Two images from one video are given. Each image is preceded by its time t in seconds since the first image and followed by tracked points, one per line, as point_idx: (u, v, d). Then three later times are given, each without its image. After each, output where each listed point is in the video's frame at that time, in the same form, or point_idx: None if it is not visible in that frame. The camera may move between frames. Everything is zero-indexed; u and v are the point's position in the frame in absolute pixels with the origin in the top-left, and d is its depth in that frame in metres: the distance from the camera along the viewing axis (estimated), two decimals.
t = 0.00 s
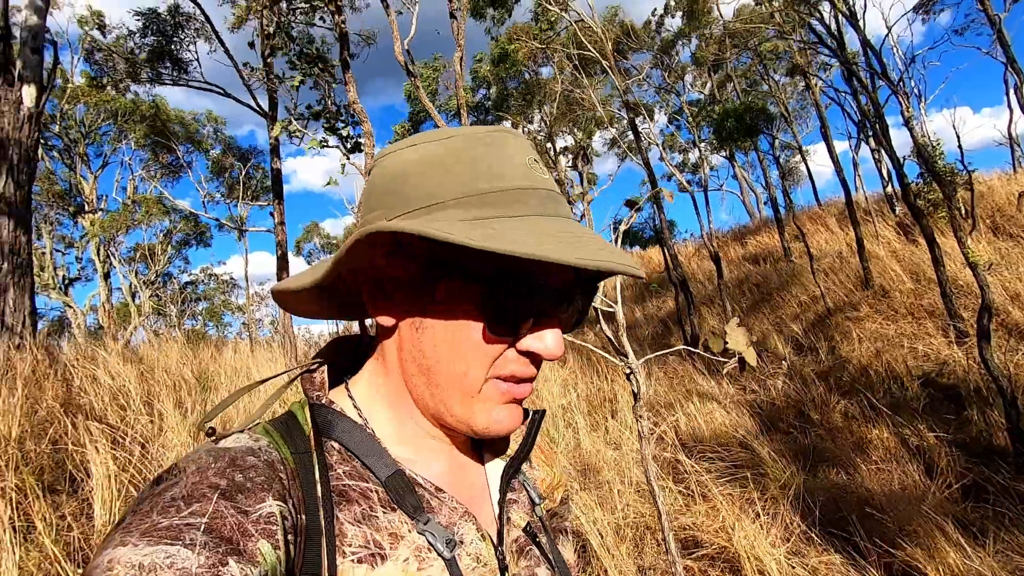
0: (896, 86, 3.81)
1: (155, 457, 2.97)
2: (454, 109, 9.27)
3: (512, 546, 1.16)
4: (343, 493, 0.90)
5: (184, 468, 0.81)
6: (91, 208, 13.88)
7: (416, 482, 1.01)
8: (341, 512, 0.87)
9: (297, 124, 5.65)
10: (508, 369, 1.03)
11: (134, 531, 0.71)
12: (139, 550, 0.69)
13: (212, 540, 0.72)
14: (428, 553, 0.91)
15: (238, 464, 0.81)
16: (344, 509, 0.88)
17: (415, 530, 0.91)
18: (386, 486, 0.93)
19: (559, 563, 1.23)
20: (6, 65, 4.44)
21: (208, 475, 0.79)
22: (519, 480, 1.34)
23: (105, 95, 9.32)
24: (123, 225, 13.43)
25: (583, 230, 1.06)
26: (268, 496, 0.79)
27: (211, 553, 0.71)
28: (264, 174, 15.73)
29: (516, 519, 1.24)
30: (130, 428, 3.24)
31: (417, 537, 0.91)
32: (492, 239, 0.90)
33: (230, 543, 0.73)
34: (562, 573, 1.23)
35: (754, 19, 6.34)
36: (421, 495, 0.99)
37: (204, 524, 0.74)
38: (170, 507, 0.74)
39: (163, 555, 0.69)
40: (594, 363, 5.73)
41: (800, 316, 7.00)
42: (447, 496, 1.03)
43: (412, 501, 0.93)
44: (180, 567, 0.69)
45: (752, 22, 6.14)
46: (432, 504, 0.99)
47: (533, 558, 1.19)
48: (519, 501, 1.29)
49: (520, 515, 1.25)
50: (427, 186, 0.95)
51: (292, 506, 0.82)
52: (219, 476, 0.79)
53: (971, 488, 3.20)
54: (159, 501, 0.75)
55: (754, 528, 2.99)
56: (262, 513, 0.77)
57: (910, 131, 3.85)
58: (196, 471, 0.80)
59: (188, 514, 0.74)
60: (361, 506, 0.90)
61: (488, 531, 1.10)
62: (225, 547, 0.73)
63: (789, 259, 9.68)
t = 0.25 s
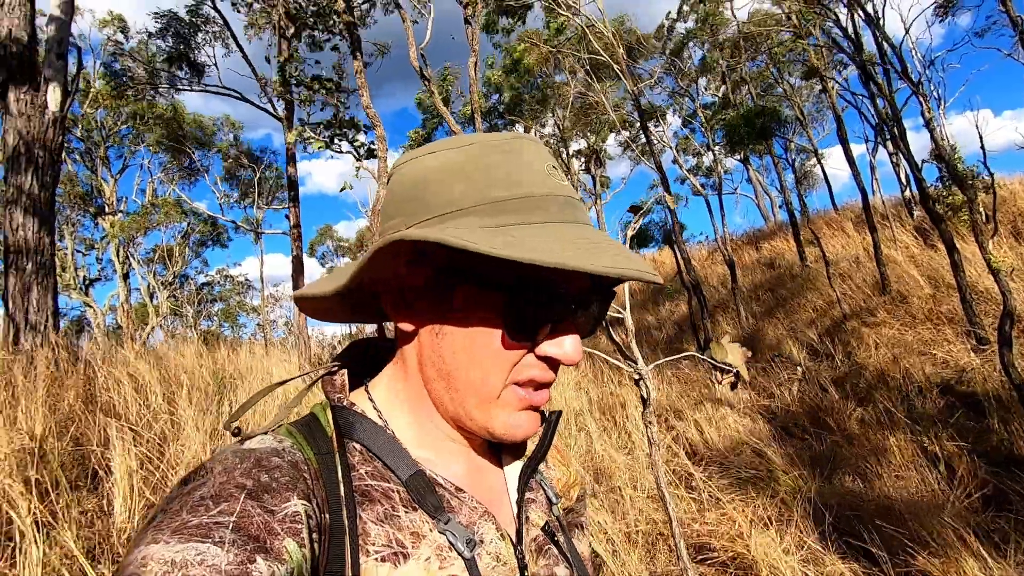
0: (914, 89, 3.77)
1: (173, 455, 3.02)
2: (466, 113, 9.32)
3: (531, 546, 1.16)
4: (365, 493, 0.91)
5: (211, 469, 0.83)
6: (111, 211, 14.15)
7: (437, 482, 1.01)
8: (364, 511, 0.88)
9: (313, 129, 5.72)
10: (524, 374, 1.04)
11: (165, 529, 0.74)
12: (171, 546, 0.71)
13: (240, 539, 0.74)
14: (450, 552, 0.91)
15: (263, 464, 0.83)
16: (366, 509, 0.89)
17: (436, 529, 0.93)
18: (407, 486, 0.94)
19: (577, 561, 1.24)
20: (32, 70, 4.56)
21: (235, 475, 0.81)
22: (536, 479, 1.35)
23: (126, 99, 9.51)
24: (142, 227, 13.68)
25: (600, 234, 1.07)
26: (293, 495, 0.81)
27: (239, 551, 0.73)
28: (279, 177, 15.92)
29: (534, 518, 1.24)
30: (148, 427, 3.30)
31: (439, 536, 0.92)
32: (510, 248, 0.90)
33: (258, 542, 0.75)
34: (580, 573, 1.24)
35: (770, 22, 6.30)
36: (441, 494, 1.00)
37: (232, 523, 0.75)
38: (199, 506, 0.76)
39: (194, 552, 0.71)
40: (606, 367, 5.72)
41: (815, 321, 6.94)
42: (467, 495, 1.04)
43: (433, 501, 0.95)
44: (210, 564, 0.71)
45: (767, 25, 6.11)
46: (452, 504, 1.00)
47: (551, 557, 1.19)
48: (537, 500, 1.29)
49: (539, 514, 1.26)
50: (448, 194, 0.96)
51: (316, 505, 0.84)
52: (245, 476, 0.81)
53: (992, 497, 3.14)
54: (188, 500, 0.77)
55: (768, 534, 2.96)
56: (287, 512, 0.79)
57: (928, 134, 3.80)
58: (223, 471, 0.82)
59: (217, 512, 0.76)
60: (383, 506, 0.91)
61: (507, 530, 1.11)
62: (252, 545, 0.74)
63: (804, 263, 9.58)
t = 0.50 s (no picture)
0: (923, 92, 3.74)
1: (179, 454, 3.04)
2: (473, 115, 9.33)
3: (546, 545, 1.20)
4: (379, 498, 0.91)
5: (225, 471, 0.83)
6: (121, 211, 14.27)
7: (450, 486, 1.03)
8: (378, 516, 0.89)
9: (321, 130, 5.75)
10: (498, 371, 1.05)
11: (180, 531, 0.74)
12: (185, 549, 0.72)
13: (253, 543, 0.75)
14: (463, 556, 0.93)
15: (277, 468, 0.84)
16: (380, 514, 0.90)
17: (449, 533, 0.94)
18: (421, 491, 0.95)
19: (589, 558, 1.28)
20: (43, 71, 4.60)
21: (248, 478, 0.82)
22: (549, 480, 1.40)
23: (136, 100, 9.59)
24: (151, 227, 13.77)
25: (565, 220, 1.10)
26: (306, 500, 0.82)
27: (252, 555, 0.74)
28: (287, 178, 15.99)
29: (549, 518, 1.28)
30: (156, 425, 3.32)
31: (452, 541, 0.93)
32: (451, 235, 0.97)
33: (270, 546, 0.76)
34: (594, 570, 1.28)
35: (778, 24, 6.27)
36: (455, 498, 1.01)
37: (245, 527, 0.76)
38: (213, 509, 0.77)
39: (207, 555, 0.72)
40: (612, 370, 5.71)
41: (823, 325, 6.90)
42: (480, 499, 1.05)
43: (447, 505, 0.96)
44: (223, 568, 0.72)
45: (775, 28, 6.09)
46: (465, 507, 1.01)
47: (565, 556, 1.23)
48: (550, 500, 1.34)
49: (552, 514, 1.30)
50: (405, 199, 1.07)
51: (329, 510, 0.84)
52: (258, 480, 0.81)
53: (1002, 505, 3.11)
54: (203, 502, 0.78)
55: (775, 540, 2.94)
56: (300, 518, 0.80)
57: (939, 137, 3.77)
58: (237, 474, 0.83)
59: (231, 515, 0.77)
60: (397, 510, 0.91)
61: (521, 531, 1.13)
62: (265, 550, 0.75)
63: (812, 267, 9.53)
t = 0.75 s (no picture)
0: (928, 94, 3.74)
1: (185, 451, 3.06)
2: (477, 115, 9.35)
3: (553, 540, 1.22)
4: (393, 494, 0.92)
5: (242, 467, 0.85)
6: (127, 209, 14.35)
7: (462, 482, 1.04)
8: (393, 512, 0.90)
9: (326, 130, 5.77)
10: (476, 361, 1.07)
11: (201, 525, 0.75)
12: (207, 542, 0.73)
13: (273, 537, 0.76)
14: (477, 552, 0.93)
15: (294, 464, 0.86)
16: (395, 510, 0.91)
17: (463, 529, 0.94)
18: (435, 487, 0.96)
19: (595, 552, 1.30)
20: (53, 70, 4.64)
21: (267, 474, 0.83)
22: (556, 476, 1.41)
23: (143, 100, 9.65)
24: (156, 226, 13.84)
25: (543, 210, 1.09)
26: (324, 496, 0.83)
27: (273, 549, 0.75)
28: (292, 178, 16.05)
29: (556, 514, 1.31)
30: (162, 423, 3.34)
31: (466, 536, 0.94)
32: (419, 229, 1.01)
33: (290, 541, 0.77)
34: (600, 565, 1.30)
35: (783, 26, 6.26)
36: (468, 495, 1.03)
37: (265, 521, 0.77)
38: (233, 503, 0.78)
39: (229, 548, 0.73)
40: (616, 371, 5.71)
41: (828, 327, 6.88)
42: (492, 495, 1.06)
43: (460, 502, 0.96)
44: (245, 561, 0.73)
45: (781, 29, 6.08)
46: (478, 504, 1.03)
47: (572, 550, 1.25)
48: (557, 496, 1.36)
49: (560, 510, 1.32)
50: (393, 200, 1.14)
51: (345, 506, 0.85)
52: (277, 475, 0.83)
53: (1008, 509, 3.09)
54: (222, 497, 0.79)
55: (779, 541, 2.94)
56: (318, 513, 0.81)
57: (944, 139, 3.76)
58: (255, 470, 0.84)
59: (251, 510, 0.78)
60: (412, 506, 0.92)
61: (530, 526, 1.15)
62: (284, 544, 0.76)
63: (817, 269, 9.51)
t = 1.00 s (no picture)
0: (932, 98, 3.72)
1: (186, 451, 3.06)
2: (480, 116, 9.36)
3: (552, 544, 1.21)
4: (394, 497, 0.92)
5: (241, 467, 0.84)
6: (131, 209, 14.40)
7: (462, 485, 1.04)
8: (392, 516, 0.90)
9: (329, 131, 5.78)
10: (477, 358, 1.06)
11: (201, 526, 0.75)
12: (207, 543, 0.73)
13: (274, 540, 0.76)
14: (476, 556, 0.93)
15: (295, 466, 0.85)
16: (395, 514, 0.90)
17: (463, 533, 0.94)
18: (435, 491, 0.95)
19: (594, 556, 1.29)
20: (58, 69, 4.66)
21: (268, 475, 0.83)
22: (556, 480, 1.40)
23: (148, 100, 9.69)
24: (160, 226, 13.88)
25: (540, 204, 1.09)
26: (325, 499, 0.83)
27: (274, 552, 0.75)
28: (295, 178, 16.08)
29: (555, 517, 1.30)
30: (163, 422, 3.35)
31: (465, 540, 0.94)
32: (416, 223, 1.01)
33: (290, 544, 0.77)
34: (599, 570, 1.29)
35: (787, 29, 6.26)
36: (468, 498, 1.02)
37: (266, 523, 0.77)
38: (234, 504, 0.78)
39: (230, 550, 0.73)
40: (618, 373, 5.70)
41: (831, 331, 6.86)
42: (492, 499, 1.06)
43: (461, 506, 0.96)
44: (245, 563, 0.73)
45: (784, 32, 6.08)
46: (478, 508, 1.02)
47: (571, 554, 1.25)
48: (557, 500, 1.35)
49: (559, 514, 1.31)
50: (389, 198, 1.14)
51: (345, 509, 0.85)
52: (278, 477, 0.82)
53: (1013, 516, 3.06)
54: (222, 498, 0.78)
55: (781, 545, 2.92)
56: (318, 517, 0.81)
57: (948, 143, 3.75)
58: (254, 470, 0.83)
59: (252, 511, 0.77)
60: (412, 510, 0.92)
61: (528, 529, 1.15)
62: (285, 547, 0.76)
63: (820, 272, 9.48)
